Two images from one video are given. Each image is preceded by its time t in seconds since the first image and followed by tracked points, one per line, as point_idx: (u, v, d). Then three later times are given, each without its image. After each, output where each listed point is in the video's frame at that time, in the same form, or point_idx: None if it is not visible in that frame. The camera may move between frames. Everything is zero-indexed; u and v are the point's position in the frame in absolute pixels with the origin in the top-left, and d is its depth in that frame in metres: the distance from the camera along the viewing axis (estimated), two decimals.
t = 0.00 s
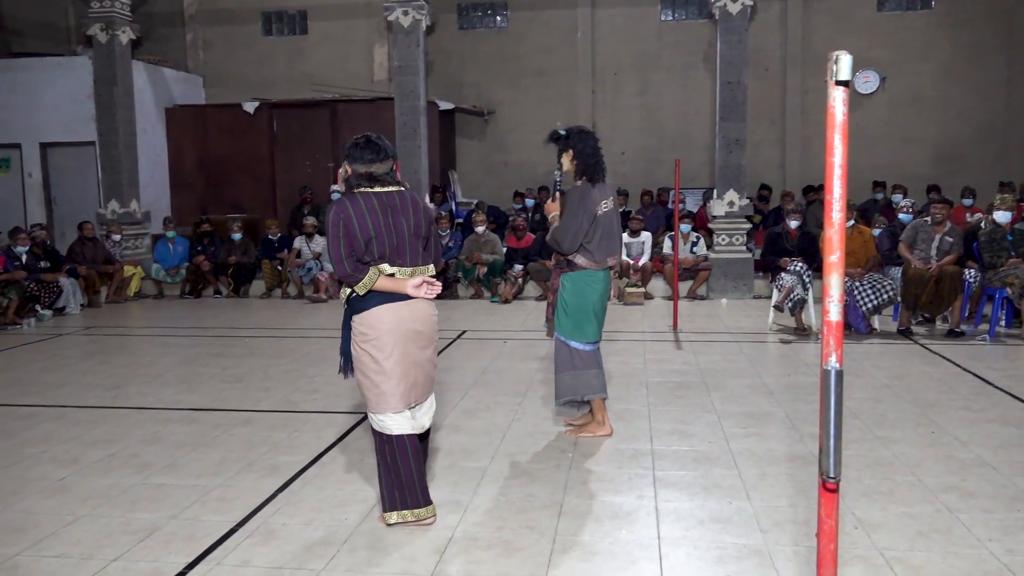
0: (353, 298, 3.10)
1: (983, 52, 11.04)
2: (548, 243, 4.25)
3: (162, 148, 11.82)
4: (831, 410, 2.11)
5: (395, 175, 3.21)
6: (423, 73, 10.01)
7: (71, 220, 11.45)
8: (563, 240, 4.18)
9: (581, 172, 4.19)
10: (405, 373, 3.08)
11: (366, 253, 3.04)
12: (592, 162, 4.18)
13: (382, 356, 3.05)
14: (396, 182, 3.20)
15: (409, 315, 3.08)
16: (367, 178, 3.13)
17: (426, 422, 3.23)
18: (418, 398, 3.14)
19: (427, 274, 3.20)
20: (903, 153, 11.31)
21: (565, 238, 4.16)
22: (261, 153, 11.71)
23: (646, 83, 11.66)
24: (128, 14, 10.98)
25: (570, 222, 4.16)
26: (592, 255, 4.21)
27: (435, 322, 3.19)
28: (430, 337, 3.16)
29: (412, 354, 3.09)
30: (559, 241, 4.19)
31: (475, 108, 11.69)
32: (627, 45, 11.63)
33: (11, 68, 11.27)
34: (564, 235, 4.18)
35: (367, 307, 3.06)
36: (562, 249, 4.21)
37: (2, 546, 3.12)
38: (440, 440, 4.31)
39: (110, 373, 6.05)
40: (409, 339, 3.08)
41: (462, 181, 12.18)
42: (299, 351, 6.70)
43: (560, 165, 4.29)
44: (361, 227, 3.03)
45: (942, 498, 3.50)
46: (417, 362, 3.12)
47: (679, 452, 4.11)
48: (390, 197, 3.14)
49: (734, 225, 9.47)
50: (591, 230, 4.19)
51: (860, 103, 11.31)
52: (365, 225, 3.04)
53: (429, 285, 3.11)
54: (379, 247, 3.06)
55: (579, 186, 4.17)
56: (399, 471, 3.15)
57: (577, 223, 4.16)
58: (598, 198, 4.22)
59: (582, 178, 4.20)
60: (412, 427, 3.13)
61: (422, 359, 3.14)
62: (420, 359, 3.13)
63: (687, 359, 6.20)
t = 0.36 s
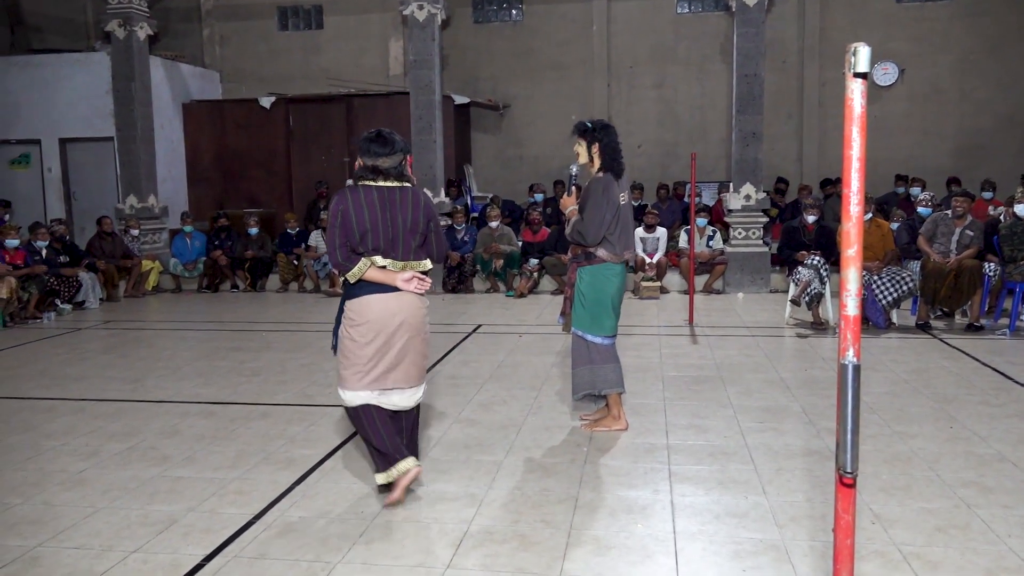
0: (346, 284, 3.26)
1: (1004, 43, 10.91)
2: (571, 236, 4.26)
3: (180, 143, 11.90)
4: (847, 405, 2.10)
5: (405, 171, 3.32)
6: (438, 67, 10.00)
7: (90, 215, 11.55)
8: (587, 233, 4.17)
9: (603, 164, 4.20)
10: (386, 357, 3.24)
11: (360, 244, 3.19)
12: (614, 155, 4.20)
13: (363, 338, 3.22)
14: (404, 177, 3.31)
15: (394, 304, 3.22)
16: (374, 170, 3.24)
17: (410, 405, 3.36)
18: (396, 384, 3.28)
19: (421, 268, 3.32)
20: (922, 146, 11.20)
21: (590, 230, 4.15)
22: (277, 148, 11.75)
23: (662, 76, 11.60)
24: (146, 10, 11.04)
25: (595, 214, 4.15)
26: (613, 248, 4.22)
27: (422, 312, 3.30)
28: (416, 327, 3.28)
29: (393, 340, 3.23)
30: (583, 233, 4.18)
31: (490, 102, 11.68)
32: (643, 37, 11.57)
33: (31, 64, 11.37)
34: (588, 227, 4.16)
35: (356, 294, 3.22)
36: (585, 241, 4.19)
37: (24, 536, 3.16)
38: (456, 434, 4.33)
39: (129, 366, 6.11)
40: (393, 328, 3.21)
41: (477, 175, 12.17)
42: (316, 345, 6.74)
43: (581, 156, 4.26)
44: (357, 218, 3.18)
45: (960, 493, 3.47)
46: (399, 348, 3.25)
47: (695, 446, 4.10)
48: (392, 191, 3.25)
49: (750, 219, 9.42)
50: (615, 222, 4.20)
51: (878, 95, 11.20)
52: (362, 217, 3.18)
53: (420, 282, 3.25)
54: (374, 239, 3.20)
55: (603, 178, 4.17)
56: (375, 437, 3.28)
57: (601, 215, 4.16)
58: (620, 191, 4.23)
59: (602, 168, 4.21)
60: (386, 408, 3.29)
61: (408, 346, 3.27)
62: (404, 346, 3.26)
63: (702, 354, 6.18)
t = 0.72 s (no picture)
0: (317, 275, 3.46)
1: (1009, 38, 10.88)
2: (584, 232, 4.27)
3: (183, 139, 11.90)
4: (850, 401, 2.10)
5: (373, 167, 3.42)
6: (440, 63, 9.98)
7: (94, 210, 11.56)
8: (601, 227, 4.20)
9: (613, 158, 4.22)
10: (341, 345, 3.38)
11: (319, 239, 3.37)
12: (622, 149, 4.23)
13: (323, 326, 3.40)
14: (371, 174, 3.42)
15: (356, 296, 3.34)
16: (338, 169, 3.38)
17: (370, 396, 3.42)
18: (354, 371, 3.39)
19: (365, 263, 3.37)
20: (926, 142, 11.17)
21: (604, 225, 4.18)
22: (281, 144, 11.76)
23: (666, 71, 11.58)
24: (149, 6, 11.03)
25: (610, 209, 4.17)
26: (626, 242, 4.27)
27: (386, 308, 3.39)
28: (378, 323, 3.37)
29: (347, 329, 3.36)
30: (598, 228, 4.20)
31: (494, 98, 11.67)
32: (646, 32, 11.55)
33: (34, 60, 11.38)
34: (604, 222, 4.18)
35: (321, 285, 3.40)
36: (601, 235, 4.21)
37: (28, 532, 3.17)
38: (458, 430, 4.33)
39: (132, 362, 6.12)
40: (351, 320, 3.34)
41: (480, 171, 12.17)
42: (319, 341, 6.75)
43: (588, 150, 4.26)
44: (316, 217, 3.35)
45: (964, 489, 3.46)
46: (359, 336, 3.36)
47: (697, 442, 4.10)
48: (351, 188, 3.37)
49: (754, 214, 9.41)
50: (628, 217, 4.23)
51: (883, 90, 11.17)
52: (319, 213, 3.34)
53: (376, 275, 3.34)
54: (331, 235, 3.35)
55: (614, 172, 4.17)
56: (297, 418, 3.53)
57: (615, 209, 4.18)
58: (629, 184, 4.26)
59: (612, 161, 4.23)
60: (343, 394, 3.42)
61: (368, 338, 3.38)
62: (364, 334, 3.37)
63: (705, 350, 6.17)
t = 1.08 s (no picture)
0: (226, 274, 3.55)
1: (1008, 35, 10.88)
2: (593, 229, 4.24)
3: (182, 136, 11.90)
4: (849, 398, 2.10)
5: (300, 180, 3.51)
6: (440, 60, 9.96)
7: (93, 208, 11.56)
8: (614, 223, 4.19)
9: (615, 154, 4.23)
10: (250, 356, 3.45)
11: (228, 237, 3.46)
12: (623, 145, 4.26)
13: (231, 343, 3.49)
14: (297, 189, 3.49)
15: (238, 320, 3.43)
16: (268, 178, 3.48)
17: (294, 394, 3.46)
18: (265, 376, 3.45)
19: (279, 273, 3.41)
20: (926, 139, 11.16)
21: (617, 220, 4.17)
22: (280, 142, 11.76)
23: (666, 68, 11.57)
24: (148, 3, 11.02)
25: (621, 202, 4.17)
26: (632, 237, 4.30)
27: (270, 312, 3.38)
28: (262, 329, 3.38)
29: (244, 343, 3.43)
30: (609, 222, 4.18)
31: (493, 95, 11.67)
32: (646, 29, 11.54)
33: (35, 57, 11.38)
34: (615, 216, 4.17)
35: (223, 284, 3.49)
36: (612, 230, 4.20)
37: (28, 530, 3.18)
38: (458, 427, 4.34)
39: (132, 359, 6.13)
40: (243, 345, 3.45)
41: (480, 168, 12.16)
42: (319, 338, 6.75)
43: (587, 147, 4.25)
44: (234, 215, 3.47)
45: (963, 486, 3.47)
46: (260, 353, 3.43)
47: (698, 439, 4.10)
48: (274, 197, 3.46)
49: (753, 211, 9.41)
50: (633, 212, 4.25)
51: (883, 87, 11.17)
52: (235, 214, 3.46)
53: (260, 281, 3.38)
54: (236, 235, 3.44)
55: (619, 166, 4.19)
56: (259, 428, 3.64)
57: (624, 203, 4.18)
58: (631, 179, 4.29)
59: (615, 157, 4.25)
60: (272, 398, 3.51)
61: (268, 352, 3.42)
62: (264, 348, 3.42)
63: (705, 347, 6.18)
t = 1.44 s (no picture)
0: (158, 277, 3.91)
1: (1008, 33, 10.88)
2: (597, 228, 4.24)
3: (182, 134, 11.89)
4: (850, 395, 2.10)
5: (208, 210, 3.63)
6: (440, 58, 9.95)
7: (92, 206, 11.55)
8: (619, 221, 4.20)
9: (612, 151, 4.23)
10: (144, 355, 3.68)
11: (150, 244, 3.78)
12: (623, 144, 4.29)
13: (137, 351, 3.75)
14: (199, 217, 3.63)
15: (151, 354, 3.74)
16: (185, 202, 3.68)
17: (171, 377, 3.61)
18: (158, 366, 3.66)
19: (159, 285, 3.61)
20: (925, 137, 11.16)
21: (621, 218, 4.19)
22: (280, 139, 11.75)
23: (665, 66, 11.57)
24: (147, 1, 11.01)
25: (625, 198, 4.18)
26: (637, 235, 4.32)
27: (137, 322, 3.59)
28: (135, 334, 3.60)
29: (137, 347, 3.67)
30: (614, 219, 4.19)
31: (493, 93, 11.66)
32: (646, 27, 11.53)
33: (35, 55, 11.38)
34: (620, 213, 4.18)
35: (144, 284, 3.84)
36: (618, 227, 4.20)
37: (27, 527, 3.17)
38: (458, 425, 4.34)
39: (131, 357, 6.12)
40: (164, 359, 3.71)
41: (479, 166, 12.15)
42: (318, 336, 6.75)
43: (585, 146, 4.25)
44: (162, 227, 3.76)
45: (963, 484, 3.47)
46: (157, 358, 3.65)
47: (697, 437, 4.11)
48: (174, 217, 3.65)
49: (753, 209, 9.40)
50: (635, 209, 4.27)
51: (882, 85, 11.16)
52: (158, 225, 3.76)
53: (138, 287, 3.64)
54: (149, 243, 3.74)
55: (621, 163, 4.21)
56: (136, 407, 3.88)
57: (626, 200, 4.20)
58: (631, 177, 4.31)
59: (612, 155, 4.25)
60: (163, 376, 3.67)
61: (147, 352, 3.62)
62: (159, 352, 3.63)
63: (705, 344, 6.18)
